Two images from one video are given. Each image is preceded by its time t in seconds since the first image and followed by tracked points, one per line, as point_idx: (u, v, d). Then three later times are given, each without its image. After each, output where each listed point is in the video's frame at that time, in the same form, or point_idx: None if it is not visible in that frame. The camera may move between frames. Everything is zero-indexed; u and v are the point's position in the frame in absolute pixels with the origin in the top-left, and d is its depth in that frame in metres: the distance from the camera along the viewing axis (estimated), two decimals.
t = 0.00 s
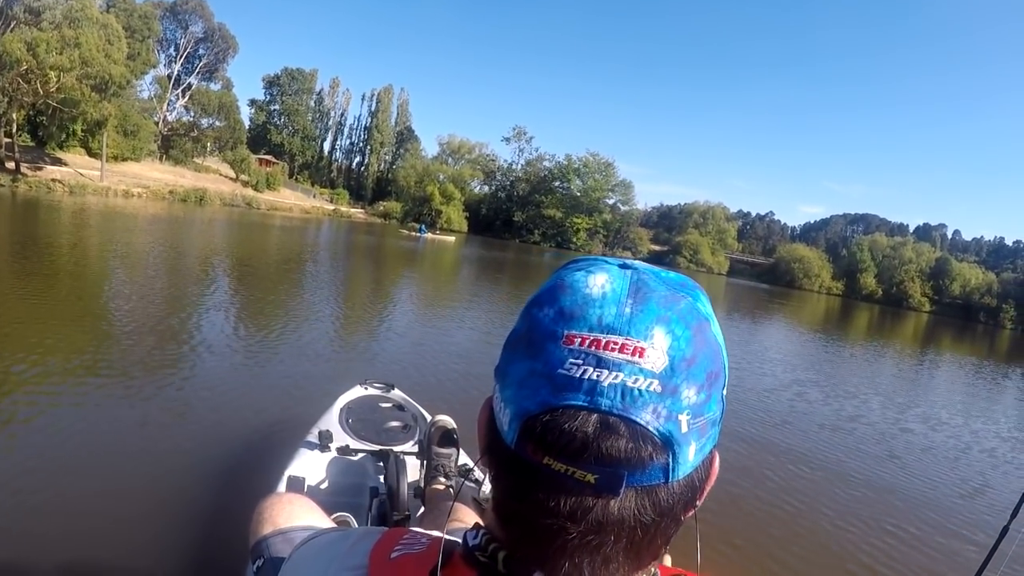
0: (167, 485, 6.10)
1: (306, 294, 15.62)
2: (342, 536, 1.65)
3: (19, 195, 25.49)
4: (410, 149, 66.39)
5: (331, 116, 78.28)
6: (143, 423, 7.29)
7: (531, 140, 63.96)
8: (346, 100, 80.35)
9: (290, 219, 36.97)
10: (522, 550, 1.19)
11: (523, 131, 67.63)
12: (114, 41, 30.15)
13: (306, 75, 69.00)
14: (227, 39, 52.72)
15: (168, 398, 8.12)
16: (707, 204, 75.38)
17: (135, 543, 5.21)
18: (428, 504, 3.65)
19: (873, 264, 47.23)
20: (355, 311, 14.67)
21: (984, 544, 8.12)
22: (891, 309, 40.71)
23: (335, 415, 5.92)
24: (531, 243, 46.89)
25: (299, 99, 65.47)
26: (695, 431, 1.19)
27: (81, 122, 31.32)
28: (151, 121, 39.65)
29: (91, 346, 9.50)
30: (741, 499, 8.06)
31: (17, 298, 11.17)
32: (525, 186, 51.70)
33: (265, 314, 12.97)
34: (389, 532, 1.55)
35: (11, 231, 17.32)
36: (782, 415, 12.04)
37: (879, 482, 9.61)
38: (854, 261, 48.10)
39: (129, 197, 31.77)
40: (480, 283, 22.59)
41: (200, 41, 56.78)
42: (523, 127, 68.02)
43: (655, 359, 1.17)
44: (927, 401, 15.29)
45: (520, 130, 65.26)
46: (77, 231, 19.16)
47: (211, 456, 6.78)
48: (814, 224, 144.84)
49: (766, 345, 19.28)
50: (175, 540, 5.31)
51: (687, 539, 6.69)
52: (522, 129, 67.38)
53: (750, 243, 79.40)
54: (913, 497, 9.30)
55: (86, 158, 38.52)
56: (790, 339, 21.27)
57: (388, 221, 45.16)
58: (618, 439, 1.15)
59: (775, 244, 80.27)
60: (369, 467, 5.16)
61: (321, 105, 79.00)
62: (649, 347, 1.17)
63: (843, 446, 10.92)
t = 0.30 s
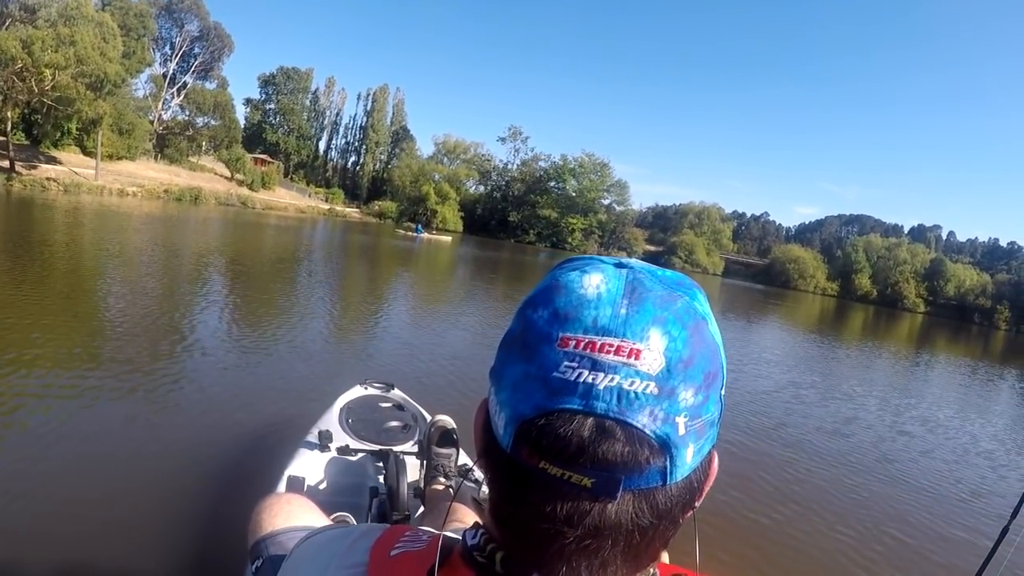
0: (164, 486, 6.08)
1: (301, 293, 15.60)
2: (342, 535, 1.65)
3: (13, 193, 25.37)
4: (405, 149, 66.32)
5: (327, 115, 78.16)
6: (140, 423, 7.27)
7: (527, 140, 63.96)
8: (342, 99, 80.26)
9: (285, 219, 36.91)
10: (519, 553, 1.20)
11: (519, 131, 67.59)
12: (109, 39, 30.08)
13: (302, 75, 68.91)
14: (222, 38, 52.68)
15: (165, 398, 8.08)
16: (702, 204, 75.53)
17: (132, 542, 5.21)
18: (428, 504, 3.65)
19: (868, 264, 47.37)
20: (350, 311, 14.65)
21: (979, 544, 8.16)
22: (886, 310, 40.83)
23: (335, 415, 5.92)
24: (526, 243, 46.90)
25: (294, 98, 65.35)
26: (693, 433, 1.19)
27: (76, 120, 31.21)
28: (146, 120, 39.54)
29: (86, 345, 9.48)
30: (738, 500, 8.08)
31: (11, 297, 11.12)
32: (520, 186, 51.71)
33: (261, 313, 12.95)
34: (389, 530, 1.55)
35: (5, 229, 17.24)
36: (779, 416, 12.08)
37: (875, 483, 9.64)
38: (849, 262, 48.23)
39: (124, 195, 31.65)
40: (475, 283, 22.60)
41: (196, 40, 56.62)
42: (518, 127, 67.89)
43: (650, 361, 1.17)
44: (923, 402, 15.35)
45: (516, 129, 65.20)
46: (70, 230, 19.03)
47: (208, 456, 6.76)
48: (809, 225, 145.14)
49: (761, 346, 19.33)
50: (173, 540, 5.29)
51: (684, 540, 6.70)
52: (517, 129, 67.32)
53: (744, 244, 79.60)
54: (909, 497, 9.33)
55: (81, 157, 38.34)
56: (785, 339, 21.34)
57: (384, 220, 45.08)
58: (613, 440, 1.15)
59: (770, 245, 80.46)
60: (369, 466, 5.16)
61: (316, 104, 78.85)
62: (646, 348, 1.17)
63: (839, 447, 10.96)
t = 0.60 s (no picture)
0: (161, 489, 6.06)
1: (296, 295, 15.59)
2: (339, 539, 1.66)
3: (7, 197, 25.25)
4: (400, 149, 66.24)
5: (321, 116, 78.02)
6: (138, 426, 7.25)
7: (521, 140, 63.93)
8: (335, 100, 80.11)
9: (279, 220, 36.82)
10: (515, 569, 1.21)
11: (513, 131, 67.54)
12: (102, 42, 29.99)
13: (295, 75, 68.76)
14: (216, 39, 52.54)
15: (161, 400, 8.07)
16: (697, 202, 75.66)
17: (132, 545, 5.20)
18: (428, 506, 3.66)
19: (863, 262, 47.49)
20: (345, 312, 14.63)
21: (976, 541, 8.21)
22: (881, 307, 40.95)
23: (334, 417, 5.92)
24: (520, 243, 46.90)
25: (288, 100, 65.23)
26: (691, 451, 1.20)
27: (69, 123, 31.10)
28: (139, 122, 39.39)
29: (82, 348, 9.45)
30: (736, 499, 8.09)
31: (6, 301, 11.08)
32: (515, 186, 51.71)
33: (256, 315, 12.93)
34: (385, 534, 1.55)
35: None
36: (776, 414, 12.13)
37: (873, 480, 9.67)
38: (844, 259, 48.39)
39: (118, 198, 31.54)
40: (471, 283, 22.60)
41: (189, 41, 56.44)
42: (512, 127, 67.82)
43: (648, 377, 1.16)
44: (919, 398, 15.42)
45: (510, 129, 64.84)
46: (64, 232, 18.93)
47: (206, 459, 6.74)
48: (803, 223, 145.57)
49: (757, 344, 19.36)
50: (173, 542, 5.29)
51: (684, 539, 6.71)
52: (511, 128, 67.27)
53: (739, 242, 79.85)
54: (908, 495, 9.35)
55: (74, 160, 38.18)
56: (781, 337, 21.42)
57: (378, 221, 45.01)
58: (610, 459, 1.15)
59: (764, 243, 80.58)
60: (368, 469, 5.16)
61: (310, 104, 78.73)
62: (642, 365, 1.16)
63: (837, 444, 11.00)
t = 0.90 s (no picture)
0: (160, 492, 6.04)
1: (290, 295, 15.55)
2: (340, 539, 1.65)
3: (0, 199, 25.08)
4: (394, 149, 66.13)
5: (314, 116, 77.86)
6: (136, 429, 7.23)
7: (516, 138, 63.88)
8: (330, 100, 79.98)
9: (274, 220, 36.73)
10: None
11: (508, 130, 67.45)
12: (95, 42, 29.85)
13: (289, 75, 68.54)
14: (209, 40, 52.31)
15: (158, 402, 8.05)
16: (692, 200, 75.79)
17: (131, 548, 5.18)
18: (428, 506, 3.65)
19: (857, 259, 47.66)
20: (340, 312, 14.60)
21: (975, 538, 8.24)
22: (876, 304, 41.09)
23: (334, 417, 5.91)
24: (515, 242, 46.90)
25: (282, 99, 65.06)
26: (701, 458, 1.20)
27: (62, 124, 30.97)
28: (133, 123, 39.23)
29: (76, 350, 9.42)
30: (735, 498, 8.11)
31: None
32: (509, 184, 51.69)
33: (250, 316, 12.90)
34: (387, 535, 1.55)
35: None
36: (773, 412, 12.16)
37: (871, 478, 9.70)
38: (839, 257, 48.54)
39: (111, 199, 31.40)
40: (466, 282, 22.61)
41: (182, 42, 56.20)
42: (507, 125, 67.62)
43: (659, 386, 1.17)
44: (915, 395, 15.49)
45: (505, 128, 64.67)
46: (58, 235, 18.81)
47: (204, 461, 6.72)
48: (798, 221, 146.00)
49: (753, 342, 19.39)
50: (174, 544, 5.28)
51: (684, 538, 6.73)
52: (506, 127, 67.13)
53: (733, 240, 80.01)
54: (906, 493, 9.39)
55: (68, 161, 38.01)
56: (776, 335, 21.48)
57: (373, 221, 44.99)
58: (619, 468, 1.15)
59: (759, 240, 80.73)
60: (368, 469, 5.15)
61: (305, 104, 78.55)
62: (654, 372, 1.16)
63: (833, 442, 11.05)
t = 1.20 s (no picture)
0: (159, 492, 6.03)
1: (285, 294, 15.53)
2: (343, 537, 1.66)
3: None
4: (389, 148, 66.06)
5: (309, 115, 77.72)
6: (134, 429, 7.22)
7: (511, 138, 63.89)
8: (324, 99, 79.83)
9: (269, 220, 36.65)
10: (518, 570, 1.21)
11: (504, 129, 67.43)
12: (90, 42, 29.74)
13: (284, 75, 68.45)
14: (204, 39, 52.17)
15: (156, 402, 8.03)
16: (687, 199, 75.90)
17: (130, 548, 5.17)
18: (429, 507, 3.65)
19: (852, 257, 47.81)
20: (336, 312, 14.58)
21: (972, 537, 8.29)
22: (871, 302, 41.22)
23: (334, 417, 5.91)
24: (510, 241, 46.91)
25: (276, 99, 64.93)
26: (694, 454, 1.20)
27: (56, 124, 30.85)
28: (127, 122, 39.10)
29: (71, 350, 9.38)
30: (733, 497, 8.13)
31: None
32: (504, 184, 51.69)
33: (245, 315, 12.87)
34: (390, 533, 1.55)
35: None
36: (770, 411, 12.21)
37: (869, 477, 9.74)
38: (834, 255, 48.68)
39: (106, 199, 31.29)
40: (461, 281, 22.61)
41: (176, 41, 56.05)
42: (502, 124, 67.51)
43: (649, 379, 1.16)
44: (911, 394, 15.57)
45: (500, 127, 64.69)
46: (52, 234, 18.74)
47: (203, 461, 6.71)
48: (793, 220, 146.41)
49: (748, 341, 19.45)
50: (173, 545, 5.27)
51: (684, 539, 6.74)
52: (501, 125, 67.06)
53: (728, 240, 80.15)
54: (903, 491, 9.44)
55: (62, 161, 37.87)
56: (772, 334, 21.56)
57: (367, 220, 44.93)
58: (607, 460, 1.16)
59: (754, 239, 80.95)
60: (368, 469, 5.15)
61: (299, 104, 78.37)
62: (643, 367, 1.16)
63: (830, 441, 11.09)
